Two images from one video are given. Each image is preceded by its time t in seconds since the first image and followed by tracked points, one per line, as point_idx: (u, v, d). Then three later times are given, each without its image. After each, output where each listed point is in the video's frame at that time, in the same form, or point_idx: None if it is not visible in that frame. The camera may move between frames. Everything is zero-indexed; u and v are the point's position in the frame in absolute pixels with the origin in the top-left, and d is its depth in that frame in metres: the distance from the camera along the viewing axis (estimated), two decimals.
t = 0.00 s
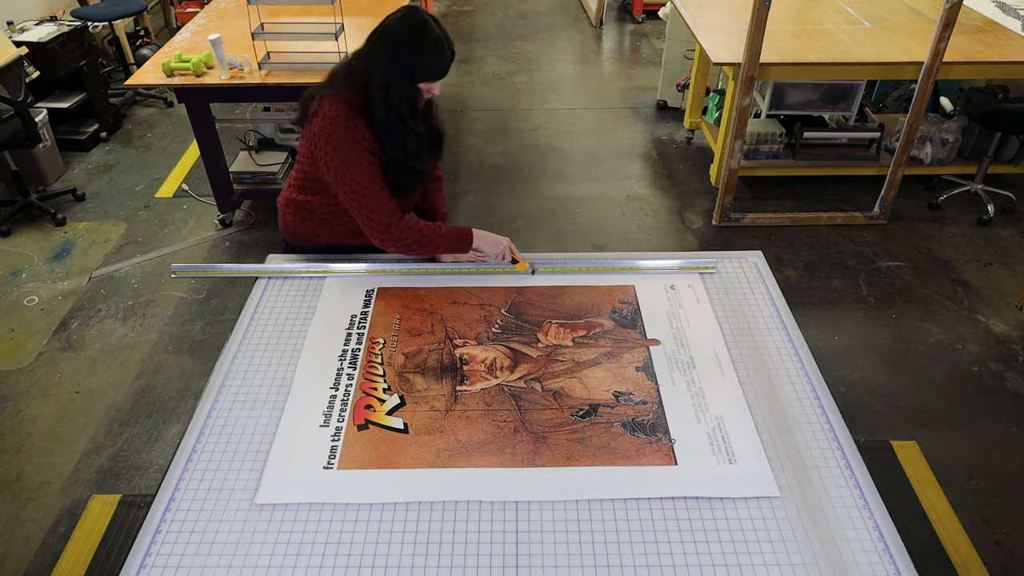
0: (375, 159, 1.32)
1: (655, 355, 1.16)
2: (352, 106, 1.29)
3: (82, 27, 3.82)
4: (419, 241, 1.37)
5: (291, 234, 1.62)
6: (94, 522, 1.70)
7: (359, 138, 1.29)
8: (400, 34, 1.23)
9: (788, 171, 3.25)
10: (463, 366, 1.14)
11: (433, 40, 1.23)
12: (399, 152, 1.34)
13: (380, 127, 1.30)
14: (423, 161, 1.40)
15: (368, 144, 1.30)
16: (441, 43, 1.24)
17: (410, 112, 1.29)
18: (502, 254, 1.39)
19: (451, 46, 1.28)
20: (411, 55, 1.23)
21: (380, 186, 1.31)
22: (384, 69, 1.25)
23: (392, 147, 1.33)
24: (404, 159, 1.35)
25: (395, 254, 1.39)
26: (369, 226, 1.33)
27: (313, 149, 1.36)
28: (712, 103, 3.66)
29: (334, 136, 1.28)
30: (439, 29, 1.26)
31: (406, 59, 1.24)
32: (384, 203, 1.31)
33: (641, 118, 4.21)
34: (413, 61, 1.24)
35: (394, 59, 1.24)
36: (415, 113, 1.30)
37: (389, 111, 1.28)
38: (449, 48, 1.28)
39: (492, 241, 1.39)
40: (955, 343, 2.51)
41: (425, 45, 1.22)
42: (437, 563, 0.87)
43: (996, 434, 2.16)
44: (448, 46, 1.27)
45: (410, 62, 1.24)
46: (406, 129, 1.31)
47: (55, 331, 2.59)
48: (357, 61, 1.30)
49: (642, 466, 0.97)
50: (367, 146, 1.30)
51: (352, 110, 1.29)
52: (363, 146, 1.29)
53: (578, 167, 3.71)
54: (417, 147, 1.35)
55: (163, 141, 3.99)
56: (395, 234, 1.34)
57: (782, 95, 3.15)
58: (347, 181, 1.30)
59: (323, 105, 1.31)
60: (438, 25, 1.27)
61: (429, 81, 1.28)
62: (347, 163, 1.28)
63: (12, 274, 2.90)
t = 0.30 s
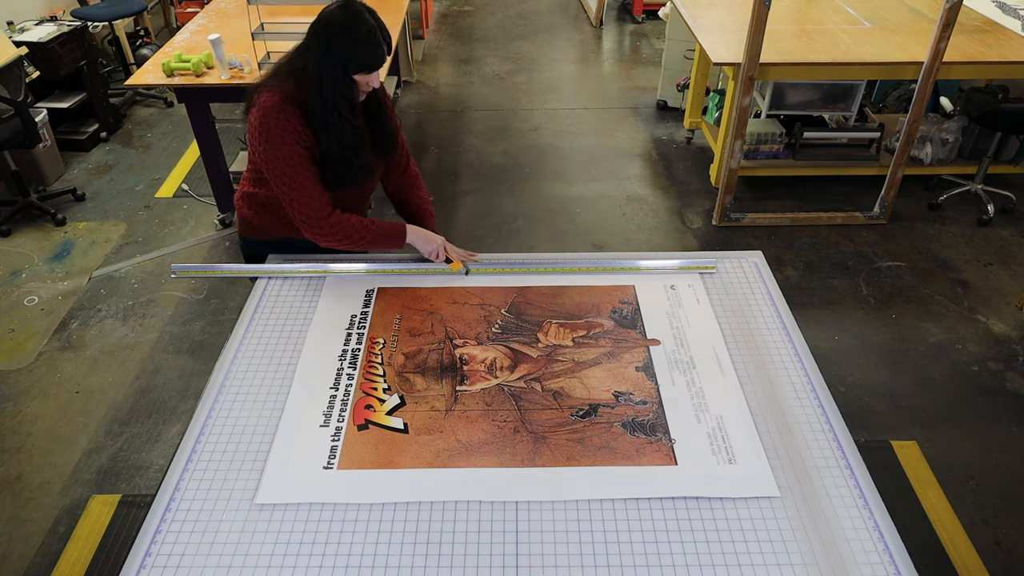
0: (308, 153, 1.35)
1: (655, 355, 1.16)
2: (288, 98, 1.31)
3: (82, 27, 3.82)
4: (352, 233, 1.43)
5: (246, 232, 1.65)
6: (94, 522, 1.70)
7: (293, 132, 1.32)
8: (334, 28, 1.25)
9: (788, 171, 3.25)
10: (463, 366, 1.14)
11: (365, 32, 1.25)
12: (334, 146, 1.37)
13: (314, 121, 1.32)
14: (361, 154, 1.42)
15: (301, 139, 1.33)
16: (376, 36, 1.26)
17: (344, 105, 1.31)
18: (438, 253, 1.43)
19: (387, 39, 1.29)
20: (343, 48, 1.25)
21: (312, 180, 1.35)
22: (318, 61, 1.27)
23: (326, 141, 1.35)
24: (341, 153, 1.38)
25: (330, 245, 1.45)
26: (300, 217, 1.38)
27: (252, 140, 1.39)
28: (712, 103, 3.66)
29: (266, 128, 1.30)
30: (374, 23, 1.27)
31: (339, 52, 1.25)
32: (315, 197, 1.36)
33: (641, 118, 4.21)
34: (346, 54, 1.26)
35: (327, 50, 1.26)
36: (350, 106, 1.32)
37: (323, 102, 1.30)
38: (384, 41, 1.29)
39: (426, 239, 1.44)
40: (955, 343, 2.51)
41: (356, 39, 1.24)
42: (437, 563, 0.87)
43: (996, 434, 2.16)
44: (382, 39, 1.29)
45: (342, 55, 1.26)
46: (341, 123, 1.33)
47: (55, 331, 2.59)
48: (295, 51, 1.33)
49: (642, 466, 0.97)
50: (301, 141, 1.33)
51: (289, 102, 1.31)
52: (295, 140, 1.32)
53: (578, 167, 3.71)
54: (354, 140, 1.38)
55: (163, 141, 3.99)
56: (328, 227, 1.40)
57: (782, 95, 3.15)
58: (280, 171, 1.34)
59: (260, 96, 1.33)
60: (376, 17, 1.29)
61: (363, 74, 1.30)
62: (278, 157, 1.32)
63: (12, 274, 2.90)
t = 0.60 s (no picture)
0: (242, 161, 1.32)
1: (655, 355, 1.16)
2: (223, 104, 1.29)
3: (82, 27, 3.82)
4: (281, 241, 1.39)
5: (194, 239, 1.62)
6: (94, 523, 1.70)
7: (227, 139, 1.29)
8: (269, 33, 1.23)
9: (788, 171, 3.25)
10: (463, 366, 1.14)
11: (300, 39, 1.23)
12: (269, 153, 1.33)
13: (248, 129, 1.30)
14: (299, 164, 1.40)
15: (236, 146, 1.30)
16: (311, 44, 1.25)
17: (280, 113, 1.29)
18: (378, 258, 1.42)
19: (323, 47, 1.28)
20: (278, 55, 1.23)
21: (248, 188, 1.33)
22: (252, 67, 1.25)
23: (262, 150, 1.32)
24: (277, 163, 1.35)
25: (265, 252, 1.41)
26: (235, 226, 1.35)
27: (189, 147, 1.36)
28: (712, 103, 3.66)
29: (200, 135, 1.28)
30: (311, 31, 1.26)
31: (274, 58, 1.24)
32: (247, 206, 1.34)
33: (641, 118, 4.20)
34: (281, 59, 1.24)
35: (262, 55, 1.24)
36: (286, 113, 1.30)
37: (258, 109, 1.28)
38: (320, 50, 1.28)
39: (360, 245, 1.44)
40: (955, 343, 2.51)
41: (291, 47, 1.23)
42: (437, 562, 0.87)
43: (996, 434, 2.16)
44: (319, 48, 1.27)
45: (278, 61, 1.24)
46: (276, 131, 1.30)
47: (55, 331, 2.59)
48: (231, 56, 1.30)
49: (642, 466, 0.97)
50: (236, 149, 1.31)
51: (224, 108, 1.29)
52: (228, 148, 1.29)
53: (578, 167, 3.71)
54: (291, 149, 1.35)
55: (163, 141, 3.99)
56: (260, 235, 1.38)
57: (782, 95, 3.15)
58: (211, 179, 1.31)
59: (194, 102, 1.30)
60: (314, 25, 1.28)
61: (299, 83, 1.28)
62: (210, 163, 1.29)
63: (12, 274, 2.90)
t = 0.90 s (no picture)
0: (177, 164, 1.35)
1: (655, 355, 1.16)
2: (162, 104, 1.29)
3: (82, 27, 3.82)
4: (204, 247, 1.42)
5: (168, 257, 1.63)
6: (94, 523, 1.70)
7: (163, 139, 1.30)
8: (201, 33, 1.23)
9: (788, 171, 3.25)
10: (464, 366, 1.14)
11: (229, 37, 1.23)
12: (207, 154, 1.33)
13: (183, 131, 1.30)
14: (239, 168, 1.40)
15: (172, 147, 1.32)
16: (241, 42, 1.24)
17: (215, 114, 1.29)
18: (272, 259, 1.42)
19: (253, 45, 1.27)
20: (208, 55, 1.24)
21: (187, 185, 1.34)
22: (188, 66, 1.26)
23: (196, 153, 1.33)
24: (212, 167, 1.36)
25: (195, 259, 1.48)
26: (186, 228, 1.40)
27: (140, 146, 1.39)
28: (712, 103, 3.66)
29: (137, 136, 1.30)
30: (241, 29, 1.25)
31: (204, 57, 1.24)
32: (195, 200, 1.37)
33: (641, 118, 4.21)
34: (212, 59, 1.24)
35: (195, 54, 1.24)
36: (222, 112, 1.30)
37: (192, 110, 1.28)
38: (252, 48, 1.27)
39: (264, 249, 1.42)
40: (955, 343, 2.51)
41: (221, 45, 1.23)
42: (437, 562, 0.87)
43: (996, 434, 2.16)
44: (250, 46, 1.27)
45: (209, 60, 1.24)
46: (214, 130, 1.30)
47: (55, 331, 2.59)
48: (172, 54, 1.30)
49: (642, 466, 0.97)
50: (172, 151, 1.33)
51: (162, 108, 1.29)
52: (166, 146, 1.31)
53: (578, 167, 3.71)
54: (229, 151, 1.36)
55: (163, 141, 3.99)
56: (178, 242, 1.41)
57: (782, 95, 3.15)
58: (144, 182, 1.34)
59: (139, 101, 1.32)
60: (247, 26, 1.28)
61: (232, 82, 1.27)
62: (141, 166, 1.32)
63: (12, 274, 2.90)
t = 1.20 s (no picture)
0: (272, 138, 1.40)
1: (655, 355, 1.16)
2: (271, 87, 1.31)
3: (82, 27, 3.82)
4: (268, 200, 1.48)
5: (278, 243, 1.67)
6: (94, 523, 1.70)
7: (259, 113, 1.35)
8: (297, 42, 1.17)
9: (788, 171, 3.25)
10: (463, 366, 1.14)
11: (312, 52, 1.15)
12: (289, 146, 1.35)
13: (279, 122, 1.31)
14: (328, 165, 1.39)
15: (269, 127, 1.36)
16: (322, 62, 1.15)
17: (300, 115, 1.27)
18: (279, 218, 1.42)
19: (338, 66, 1.16)
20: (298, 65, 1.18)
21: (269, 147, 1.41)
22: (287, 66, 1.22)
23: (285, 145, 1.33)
24: (301, 159, 1.35)
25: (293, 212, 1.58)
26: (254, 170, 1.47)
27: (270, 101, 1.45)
28: (712, 103, 3.66)
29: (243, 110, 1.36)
30: (327, 45, 1.15)
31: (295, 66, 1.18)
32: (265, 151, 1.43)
33: (641, 118, 4.21)
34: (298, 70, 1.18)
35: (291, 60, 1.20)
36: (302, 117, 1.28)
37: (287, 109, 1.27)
38: (337, 66, 1.16)
39: (278, 211, 1.41)
40: (955, 343, 2.51)
41: (305, 59, 1.16)
42: (437, 563, 0.87)
43: (996, 434, 2.16)
44: (333, 63, 1.16)
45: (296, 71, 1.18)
46: (294, 132, 1.30)
47: (55, 331, 2.59)
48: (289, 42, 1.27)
49: (642, 466, 0.97)
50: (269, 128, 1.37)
51: (269, 92, 1.31)
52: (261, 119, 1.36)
53: (578, 167, 3.71)
54: (319, 149, 1.34)
55: (163, 141, 3.99)
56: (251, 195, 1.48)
57: (782, 95, 3.15)
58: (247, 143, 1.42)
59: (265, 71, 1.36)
60: (341, 48, 1.17)
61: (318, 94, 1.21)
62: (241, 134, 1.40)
63: (12, 274, 2.90)
